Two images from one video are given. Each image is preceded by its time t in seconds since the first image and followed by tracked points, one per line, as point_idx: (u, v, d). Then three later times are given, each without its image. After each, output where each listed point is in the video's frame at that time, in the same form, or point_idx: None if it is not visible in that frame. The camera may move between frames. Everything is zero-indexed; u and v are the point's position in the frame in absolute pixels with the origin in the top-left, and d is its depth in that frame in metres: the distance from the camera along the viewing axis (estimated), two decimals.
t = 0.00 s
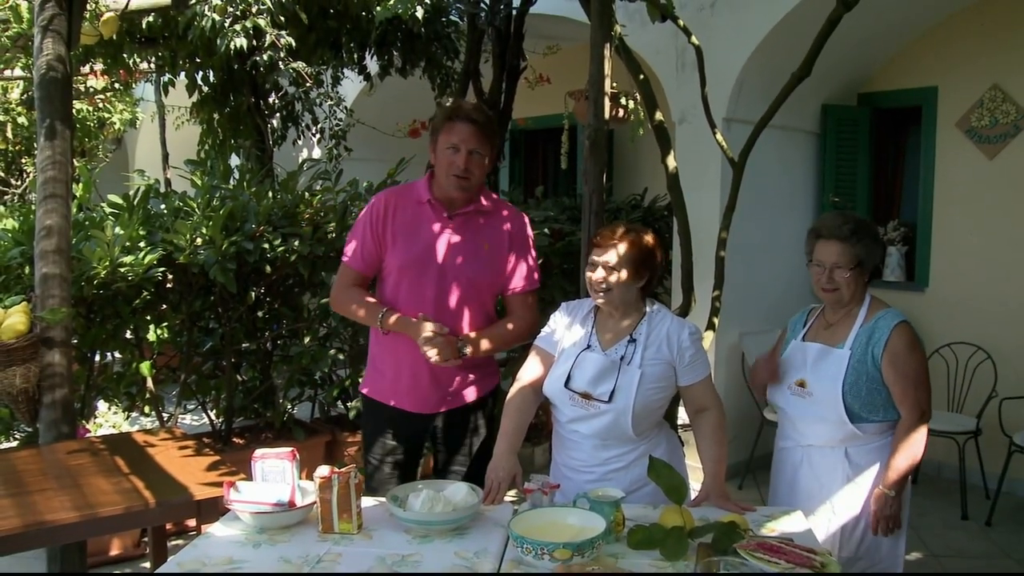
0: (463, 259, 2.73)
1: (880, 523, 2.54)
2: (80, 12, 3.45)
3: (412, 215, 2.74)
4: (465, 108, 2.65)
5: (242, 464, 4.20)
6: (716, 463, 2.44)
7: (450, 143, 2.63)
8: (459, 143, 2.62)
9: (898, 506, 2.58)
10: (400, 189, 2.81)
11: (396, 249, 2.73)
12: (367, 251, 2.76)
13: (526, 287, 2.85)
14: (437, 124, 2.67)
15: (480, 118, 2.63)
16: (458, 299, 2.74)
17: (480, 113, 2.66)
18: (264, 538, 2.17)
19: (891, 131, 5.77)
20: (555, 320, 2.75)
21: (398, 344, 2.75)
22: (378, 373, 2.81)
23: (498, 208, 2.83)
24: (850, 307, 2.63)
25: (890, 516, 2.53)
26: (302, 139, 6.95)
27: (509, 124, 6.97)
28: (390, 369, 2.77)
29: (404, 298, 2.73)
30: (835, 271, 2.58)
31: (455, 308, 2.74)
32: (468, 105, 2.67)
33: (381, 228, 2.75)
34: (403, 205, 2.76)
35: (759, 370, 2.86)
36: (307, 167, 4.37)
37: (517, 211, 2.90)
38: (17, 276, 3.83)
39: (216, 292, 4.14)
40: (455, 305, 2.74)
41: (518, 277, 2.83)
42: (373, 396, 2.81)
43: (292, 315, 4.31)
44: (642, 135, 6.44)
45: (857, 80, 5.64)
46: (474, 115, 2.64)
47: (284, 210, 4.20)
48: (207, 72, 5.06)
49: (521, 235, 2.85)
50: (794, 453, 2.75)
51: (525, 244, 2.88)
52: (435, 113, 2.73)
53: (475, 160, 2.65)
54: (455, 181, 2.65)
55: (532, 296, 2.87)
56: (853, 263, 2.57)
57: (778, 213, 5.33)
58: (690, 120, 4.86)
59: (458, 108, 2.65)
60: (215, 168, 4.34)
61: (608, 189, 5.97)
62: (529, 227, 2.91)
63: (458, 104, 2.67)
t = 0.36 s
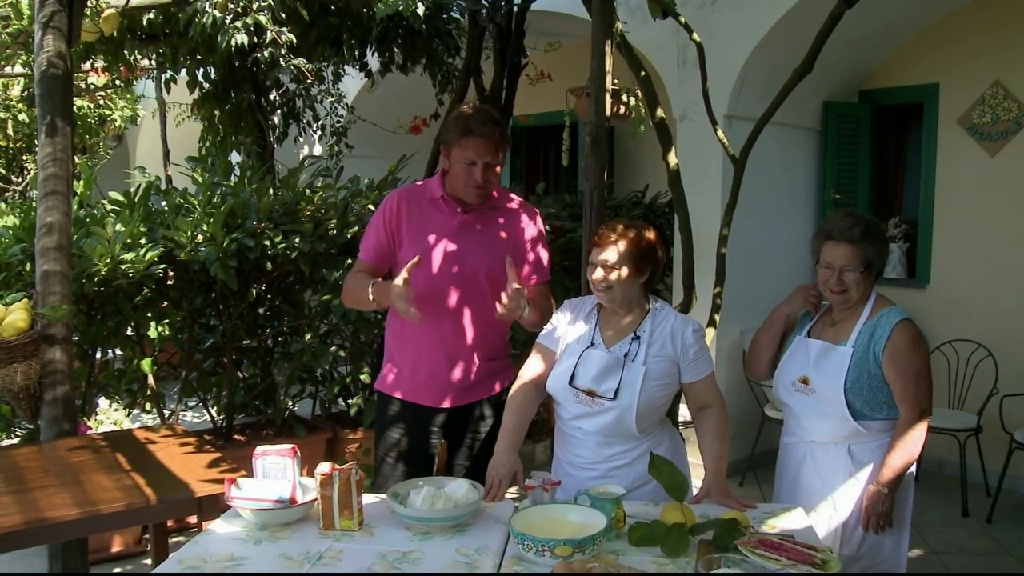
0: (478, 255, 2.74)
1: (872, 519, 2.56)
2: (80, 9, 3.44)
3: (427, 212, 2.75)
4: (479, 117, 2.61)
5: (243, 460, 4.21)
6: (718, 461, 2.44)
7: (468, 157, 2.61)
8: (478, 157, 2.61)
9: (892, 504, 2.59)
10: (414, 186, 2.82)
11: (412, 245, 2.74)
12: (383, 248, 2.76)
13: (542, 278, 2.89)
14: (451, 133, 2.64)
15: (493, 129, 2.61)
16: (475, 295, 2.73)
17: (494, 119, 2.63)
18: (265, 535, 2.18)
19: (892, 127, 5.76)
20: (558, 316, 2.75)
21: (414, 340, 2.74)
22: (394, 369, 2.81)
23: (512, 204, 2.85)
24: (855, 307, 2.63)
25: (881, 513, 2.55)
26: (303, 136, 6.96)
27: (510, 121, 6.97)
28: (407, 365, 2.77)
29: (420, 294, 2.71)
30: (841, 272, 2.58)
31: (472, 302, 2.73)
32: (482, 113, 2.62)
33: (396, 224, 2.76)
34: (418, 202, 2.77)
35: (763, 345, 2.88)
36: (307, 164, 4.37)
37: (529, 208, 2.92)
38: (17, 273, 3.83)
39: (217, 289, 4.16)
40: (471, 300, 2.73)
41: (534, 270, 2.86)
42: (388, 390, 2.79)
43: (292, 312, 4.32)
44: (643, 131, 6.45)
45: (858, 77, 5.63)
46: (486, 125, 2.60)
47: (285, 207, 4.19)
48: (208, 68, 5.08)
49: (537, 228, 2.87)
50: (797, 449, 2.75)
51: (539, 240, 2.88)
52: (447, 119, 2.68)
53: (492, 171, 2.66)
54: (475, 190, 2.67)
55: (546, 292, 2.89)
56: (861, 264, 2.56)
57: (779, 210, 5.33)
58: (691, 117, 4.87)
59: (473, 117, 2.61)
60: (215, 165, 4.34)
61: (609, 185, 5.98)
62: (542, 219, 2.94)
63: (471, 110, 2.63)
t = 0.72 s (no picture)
0: (482, 259, 2.75)
1: (876, 520, 2.54)
2: (80, 7, 3.44)
3: (433, 213, 2.74)
4: (484, 116, 2.60)
5: (244, 458, 4.22)
6: (717, 459, 2.44)
7: (473, 157, 2.61)
8: (484, 155, 2.60)
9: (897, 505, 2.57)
10: (421, 185, 2.80)
11: (418, 247, 2.73)
12: (390, 247, 2.74)
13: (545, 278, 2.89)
14: (456, 133, 2.63)
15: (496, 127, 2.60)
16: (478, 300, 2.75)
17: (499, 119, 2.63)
18: (266, 533, 2.18)
19: (892, 125, 5.76)
20: (559, 314, 2.75)
21: (419, 339, 2.74)
22: (399, 368, 2.80)
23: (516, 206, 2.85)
24: (856, 305, 2.63)
25: (886, 515, 2.52)
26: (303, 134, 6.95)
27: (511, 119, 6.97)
28: (413, 363, 2.76)
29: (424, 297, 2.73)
30: (843, 269, 2.58)
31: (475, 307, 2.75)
32: (485, 112, 2.62)
33: (403, 223, 2.74)
34: (424, 201, 2.76)
35: (765, 345, 2.88)
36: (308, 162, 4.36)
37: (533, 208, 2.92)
38: (17, 272, 3.83)
39: (217, 288, 4.16)
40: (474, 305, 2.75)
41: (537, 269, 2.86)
42: (392, 390, 2.81)
43: (293, 310, 4.32)
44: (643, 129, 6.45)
45: (859, 75, 5.63)
46: (490, 124, 2.59)
47: (285, 206, 4.18)
48: (208, 66, 5.08)
49: (540, 228, 2.88)
50: (798, 448, 2.76)
51: (541, 241, 2.88)
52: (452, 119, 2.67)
53: (497, 170, 2.65)
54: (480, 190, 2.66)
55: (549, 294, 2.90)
56: (864, 262, 2.56)
57: (779, 208, 5.33)
58: (691, 115, 4.87)
59: (477, 116, 2.61)
60: (215, 163, 4.34)
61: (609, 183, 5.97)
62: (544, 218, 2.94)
63: (476, 110, 2.62)
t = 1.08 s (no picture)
0: (478, 260, 2.74)
1: (870, 519, 2.54)
2: (80, 7, 3.44)
3: (428, 213, 2.75)
4: (476, 118, 2.60)
5: (244, 458, 4.22)
6: (717, 458, 2.44)
7: (466, 159, 2.61)
8: (476, 157, 2.60)
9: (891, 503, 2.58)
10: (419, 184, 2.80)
11: (413, 248, 2.74)
12: (385, 247, 2.77)
13: (545, 278, 2.86)
14: (448, 136, 2.64)
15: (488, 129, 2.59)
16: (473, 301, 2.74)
17: (491, 120, 2.62)
18: (266, 532, 2.18)
19: (892, 125, 5.76)
20: (558, 313, 2.75)
21: (417, 338, 2.74)
22: (399, 367, 2.80)
23: (515, 205, 2.83)
24: (855, 304, 2.62)
25: (878, 512, 2.53)
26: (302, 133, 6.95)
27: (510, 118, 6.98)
28: (412, 364, 2.76)
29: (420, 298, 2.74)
30: (840, 266, 2.58)
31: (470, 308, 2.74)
32: (477, 113, 2.61)
33: (398, 224, 2.75)
34: (420, 201, 2.76)
35: (762, 344, 2.88)
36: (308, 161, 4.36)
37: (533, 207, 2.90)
38: (17, 271, 3.84)
39: (216, 288, 4.16)
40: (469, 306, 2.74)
41: (537, 270, 2.84)
42: (390, 389, 2.82)
43: (292, 310, 4.32)
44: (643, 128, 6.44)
45: (859, 74, 5.63)
46: (482, 126, 2.59)
47: (285, 206, 4.18)
48: (207, 66, 5.09)
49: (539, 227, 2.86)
50: (795, 447, 2.76)
51: (542, 240, 2.86)
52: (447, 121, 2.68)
53: (489, 170, 2.64)
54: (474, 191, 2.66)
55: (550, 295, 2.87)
56: (860, 259, 2.56)
57: (779, 208, 5.32)
58: (691, 115, 4.87)
59: (469, 118, 2.61)
60: (215, 162, 4.34)
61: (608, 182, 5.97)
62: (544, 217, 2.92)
63: (468, 112, 2.62)
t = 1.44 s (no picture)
0: (466, 256, 2.74)
1: (863, 514, 2.53)
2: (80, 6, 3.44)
3: (413, 213, 2.76)
4: (453, 123, 2.59)
5: (243, 457, 4.22)
6: (716, 457, 2.45)
7: (446, 162, 2.61)
8: (456, 161, 2.60)
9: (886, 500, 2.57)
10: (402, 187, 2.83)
11: (399, 247, 2.75)
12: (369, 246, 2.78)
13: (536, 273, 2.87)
14: (427, 142, 2.63)
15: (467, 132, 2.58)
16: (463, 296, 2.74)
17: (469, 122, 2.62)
18: (264, 531, 2.18)
19: (891, 124, 5.76)
20: (557, 313, 2.74)
21: (408, 336, 2.73)
22: (390, 371, 2.78)
23: (499, 204, 2.85)
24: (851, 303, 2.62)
25: (874, 509, 2.52)
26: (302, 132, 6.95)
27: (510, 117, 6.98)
28: (404, 365, 2.75)
29: (410, 296, 2.73)
30: (831, 260, 2.58)
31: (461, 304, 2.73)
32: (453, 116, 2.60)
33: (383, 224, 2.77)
34: (405, 203, 2.78)
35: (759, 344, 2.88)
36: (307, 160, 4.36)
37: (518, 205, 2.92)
38: (16, 270, 3.85)
39: (216, 287, 4.16)
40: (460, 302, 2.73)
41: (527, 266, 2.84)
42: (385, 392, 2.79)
43: (292, 309, 4.33)
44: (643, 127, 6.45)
45: (859, 73, 5.62)
46: (460, 130, 2.58)
47: (284, 205, 4.17)
48: (207, 65, 5.09)
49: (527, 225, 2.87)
50: (792, 445, 2.76)
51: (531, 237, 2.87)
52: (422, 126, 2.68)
53: (473, 170, 2.64)
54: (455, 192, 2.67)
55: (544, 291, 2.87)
56: (852, 254, 2.56)
57: (778, 207, 5.32)
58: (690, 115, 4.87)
59: (446, 123, 2.60)
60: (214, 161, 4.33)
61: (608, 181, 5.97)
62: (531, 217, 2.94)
63: (443, 116, 2.61)
